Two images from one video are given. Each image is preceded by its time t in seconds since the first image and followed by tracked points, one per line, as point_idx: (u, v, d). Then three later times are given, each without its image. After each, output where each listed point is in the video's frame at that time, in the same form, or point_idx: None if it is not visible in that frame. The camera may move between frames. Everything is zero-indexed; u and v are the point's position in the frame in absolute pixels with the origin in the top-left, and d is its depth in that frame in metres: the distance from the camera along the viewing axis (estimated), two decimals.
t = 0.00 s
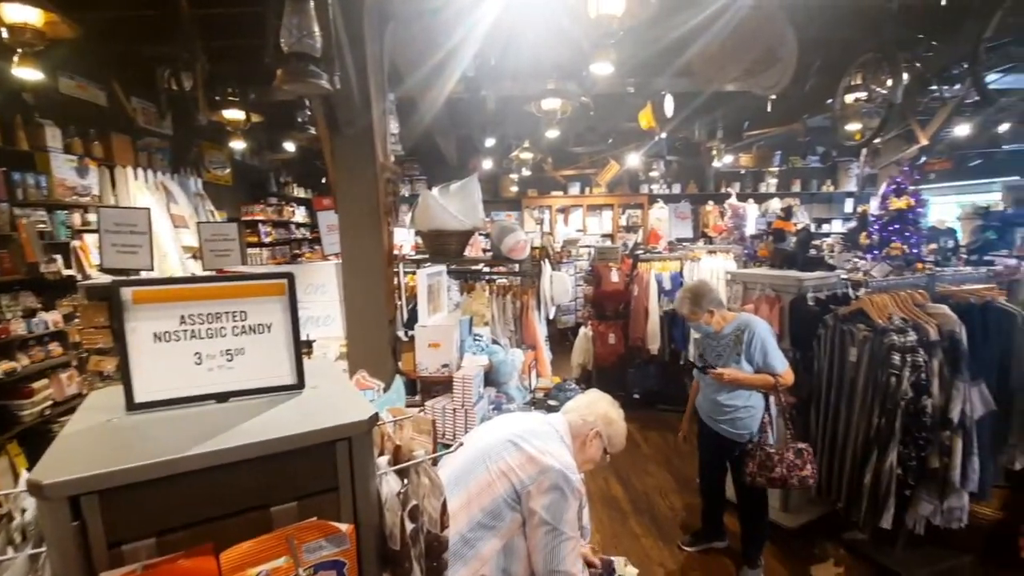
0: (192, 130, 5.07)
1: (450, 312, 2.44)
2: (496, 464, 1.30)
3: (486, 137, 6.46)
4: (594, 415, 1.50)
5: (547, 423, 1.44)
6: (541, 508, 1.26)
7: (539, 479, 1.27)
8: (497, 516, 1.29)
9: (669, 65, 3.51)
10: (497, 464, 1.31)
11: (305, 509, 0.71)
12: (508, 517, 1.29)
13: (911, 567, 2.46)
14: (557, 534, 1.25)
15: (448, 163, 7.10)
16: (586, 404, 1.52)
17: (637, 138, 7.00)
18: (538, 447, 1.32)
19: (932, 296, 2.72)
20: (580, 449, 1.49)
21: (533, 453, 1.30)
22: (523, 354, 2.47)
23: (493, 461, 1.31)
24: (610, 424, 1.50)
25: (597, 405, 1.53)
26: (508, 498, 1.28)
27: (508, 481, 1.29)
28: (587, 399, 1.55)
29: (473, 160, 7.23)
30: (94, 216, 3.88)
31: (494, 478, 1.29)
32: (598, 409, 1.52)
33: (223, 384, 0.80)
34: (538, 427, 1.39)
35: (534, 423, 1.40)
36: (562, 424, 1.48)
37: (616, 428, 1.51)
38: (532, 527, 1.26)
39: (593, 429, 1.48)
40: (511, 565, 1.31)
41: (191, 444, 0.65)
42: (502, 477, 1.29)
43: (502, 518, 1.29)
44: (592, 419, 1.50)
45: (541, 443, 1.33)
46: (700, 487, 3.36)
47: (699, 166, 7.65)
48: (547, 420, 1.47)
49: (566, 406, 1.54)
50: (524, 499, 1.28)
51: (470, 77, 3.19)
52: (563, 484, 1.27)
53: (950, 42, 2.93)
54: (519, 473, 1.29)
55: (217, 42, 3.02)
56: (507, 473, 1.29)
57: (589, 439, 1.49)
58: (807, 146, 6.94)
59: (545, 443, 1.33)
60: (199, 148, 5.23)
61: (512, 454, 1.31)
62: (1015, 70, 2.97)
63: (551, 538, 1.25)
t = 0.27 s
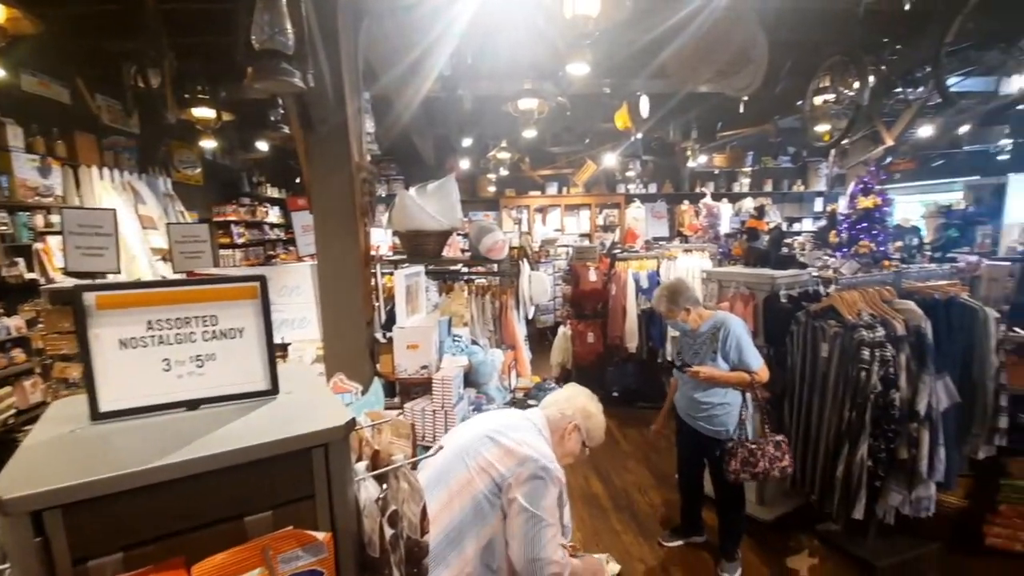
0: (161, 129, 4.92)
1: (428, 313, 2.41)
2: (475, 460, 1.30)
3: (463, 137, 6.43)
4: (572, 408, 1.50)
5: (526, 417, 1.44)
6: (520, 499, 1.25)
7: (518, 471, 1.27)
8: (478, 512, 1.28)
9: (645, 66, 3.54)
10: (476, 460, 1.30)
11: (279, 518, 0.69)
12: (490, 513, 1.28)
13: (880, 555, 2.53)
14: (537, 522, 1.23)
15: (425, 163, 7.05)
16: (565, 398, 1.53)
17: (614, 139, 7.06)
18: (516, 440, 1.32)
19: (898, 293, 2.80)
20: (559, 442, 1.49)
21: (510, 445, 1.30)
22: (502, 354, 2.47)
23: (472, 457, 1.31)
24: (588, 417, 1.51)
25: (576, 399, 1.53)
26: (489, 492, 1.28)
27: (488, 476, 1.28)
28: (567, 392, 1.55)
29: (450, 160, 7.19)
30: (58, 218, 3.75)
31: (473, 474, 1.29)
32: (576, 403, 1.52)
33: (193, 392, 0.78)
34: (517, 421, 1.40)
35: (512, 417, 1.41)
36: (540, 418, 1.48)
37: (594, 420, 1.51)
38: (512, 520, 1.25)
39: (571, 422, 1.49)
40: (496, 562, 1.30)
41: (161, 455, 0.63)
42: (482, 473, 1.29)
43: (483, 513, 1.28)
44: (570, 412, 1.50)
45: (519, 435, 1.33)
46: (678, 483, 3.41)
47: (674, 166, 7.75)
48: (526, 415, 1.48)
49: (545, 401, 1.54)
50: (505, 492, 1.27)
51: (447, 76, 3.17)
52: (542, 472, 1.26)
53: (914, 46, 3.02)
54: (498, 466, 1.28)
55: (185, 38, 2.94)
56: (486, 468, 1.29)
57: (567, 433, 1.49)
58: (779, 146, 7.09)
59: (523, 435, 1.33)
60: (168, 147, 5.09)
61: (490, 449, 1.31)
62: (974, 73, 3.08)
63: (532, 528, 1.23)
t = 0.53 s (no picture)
0: (131, 128, 4.79)
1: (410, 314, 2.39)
2: (455, 462, 1.30)
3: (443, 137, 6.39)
4: (552, 403, 1.50)
5: (506, 415, 1.43)
6: (499, 499, 1.23)
7: (497, 471, 1.25)
8: (460, 514, 1.27)
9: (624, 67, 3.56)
10: (457, 461, 1.30)
11: (255, 530, 0.67)
12: (471, 515, 1.27)
13: (854, 547, 2.60)
14: (517, 522, 1.22)
15: (405, 163, 6.99)
16: (544, 392, 1.52)
17: (593, 139, 7.09)
18: (495, 439, 1.31)
19: (872, 290, 2.86)
20: (540, 436, 1.48)
21: (490, 445, 1.29)
22: (485, 355, 2.45)
23: (452, 458, 1.31)
24: (569, 410, 1.50)
25: (556, 392, 1.52)
26: (469, 493, 1.27)
27: (468, 477, 1.27)
28: (546, 386, 1.54)
29: (430, 160, 7.14)
30: (24, 220, 3.63)
31: (454, 476, 1.28)
32: (556, 396, 1.52)
33: (165, 400, 0.76)
34: (497, 419, 1.39)
35: (492, 415, 1.40)
36: (519, 414, 1.47)
37: (575, 413, 1.51)
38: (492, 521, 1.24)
39: (551, 417, 1.48)
40: (479, 563, 1.29)
41: (131, 466, 0.61)
42: (462, 474, 1.28)
43: (465, 515, 1.27)
44: (550, 406, 1.49)
45: (498, 434, 1.32)
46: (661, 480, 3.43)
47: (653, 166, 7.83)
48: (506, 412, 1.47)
49: (525, 396, 1.53)
50: (485, 493, 1.26)
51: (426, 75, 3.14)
52: (521, 471, 1.25)
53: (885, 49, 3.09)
54: (478, 467, 1.27)
55: (156, 35, 2.86)
56: (467, 470, 1.28)
57: (549, 426, 1.48)
58: (755, 147, 7.21)
59: (503, 434, 1.32)
60: (139, 147, 4.96)
61: (470, 449, 1.30)
62: (942, 76, 3.17)
63: (512, 528, 1.22)
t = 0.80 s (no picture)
0: (108, 128, 4.68)
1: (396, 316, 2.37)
2: (438, 460, 1.28)
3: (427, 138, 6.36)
4: (531, 394, 1.45)
5: (488, 410, 1.42)
6: (484, 494, 1.23)
7: (480, 466, 1.25)
8: (446, 513, 1.26)
9: (608, 67, 3.57)
10: (439, 460, 1.29)
11: (240, 540, 0.66)
12: (457, 513, 1.26)
13: (838, 541, 2.66)
14: (503, 515, 1.23)
15: (389, 163, 6.95)
16: (526, 383, 1.47)
17: (577, 139, 7.11)
18: (477, 435, 1.30)
19: (852, 288, 2.91)
20: (525, 429, 1.47)
21: (472, 440, 1.28)
22: (472, 357, 2.44)
23: (435, 457, 1.29)
24: (551, 400, 1.46)
25: (537, 381, 1.48)
26: (454, 491, 1.26)
27: (451, 475, 1.26)
28: (528, 376, 1.50)
29: (414, 161, 7.10)
30: None
31: (437, 475, 1.27)
32: (538, 387, 1.47)
33: (143, 408, 0.74)
34: (478, 414, 1.38)
35: (473, 411, 1.39)
36: (501, 409, 1.46)
37: (557, 402, 1.46)
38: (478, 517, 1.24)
39: (535, 409, 1.45)
40: (468, 560, 1.29)
41: (110, 477, 0.59)
42: (445, 473, 1.27)
43: (451, 513, 1.26)
44: (532, 398, 1.45)
45: (480, 429, 1.31)
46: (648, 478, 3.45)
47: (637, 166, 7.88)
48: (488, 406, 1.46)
49: (507, 388, 1.51)
50: (470, 489, 1.25)
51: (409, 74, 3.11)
52: (504, 464, 1.25)
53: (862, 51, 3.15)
54: (460, 464, 1.26)
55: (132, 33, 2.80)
56: (450, 468, 1.27)
57: (533, 418, 1.46)
58: (736, 147, 7.29)
59: (484, 429, 1.31)
60: (116, 147, 4.84)
61: (452, 447, 1.29)
62: (917, 78, 3.24)
63: (498, 522, 1.23)
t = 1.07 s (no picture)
0: (79, 127, 4.54)
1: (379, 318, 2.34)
2: (419, 465, 1.27)
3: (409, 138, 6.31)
4: (513, 389, 1.45)
5: (469, 410, 1.41)
6: (465, 499, 1.22)
7: (460, 470, 1.24)
8: (428, 518, 1.25)
9: (590, 67, 3.57)
10: (420, 465, 1.27)
11: (218, 553, 0.64)
12: (439, 519, 1.25)
13: (818, 535, 2.72)
14: (485, 519, 1.22)
15: (371, 164, 6.88)
16: (507, 379, 1.47)
17: (560, 140, 7.12)
18: (457, 438, 1.28)
19: (830, 286, 2.96)
20: (506, 425, 1.46)
21: (452, 444, 1.27)
22: (456, 358, 2.42)
23: (415, 462, 1.28)
24: (532, 396, 1.45)
25: (519, 378, 1.47)
26: (435, 496, 1.25)
27: (431, 480, 1.25)
28: (510, 373, 1.49)
29: (396, 161, 7.05)
30: None
31: (418, 480, 1.26)
32: (519, 383, 1.47)
33: (115, 417, 0.71)
34: (459, 416, 1.36)
35: (453, 412, 1.37)
36: (482, 408, 1.45)
37: (539, 397, 1.46)
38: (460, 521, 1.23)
39: (516, 405, 1.44)
40: (454, 565, 1.28)
41: (82, 489, 0.57)
42: (426, 478, 1.26)
43: (433, 519, 1.25)
44: (513, 394, 1.45)
45: (460, 432, 1.29)
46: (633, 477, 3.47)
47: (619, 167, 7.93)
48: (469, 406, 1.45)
49: (488, 386, 1.50)
50: (451, 494, 1.24)
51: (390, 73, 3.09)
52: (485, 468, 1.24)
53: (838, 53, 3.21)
54: (440, 469, 1.25)
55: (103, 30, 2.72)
56: (430, 472, 1.25)
57: (515, 415, 1.46)
58: (716, 147, 7.38)
59: (465, 432, 1.30)
60: (88, 147, 4.71)
61: (432, 451, 1.28)
62: (891, 80, 3.31)
63: (480, 526, 1.22)
